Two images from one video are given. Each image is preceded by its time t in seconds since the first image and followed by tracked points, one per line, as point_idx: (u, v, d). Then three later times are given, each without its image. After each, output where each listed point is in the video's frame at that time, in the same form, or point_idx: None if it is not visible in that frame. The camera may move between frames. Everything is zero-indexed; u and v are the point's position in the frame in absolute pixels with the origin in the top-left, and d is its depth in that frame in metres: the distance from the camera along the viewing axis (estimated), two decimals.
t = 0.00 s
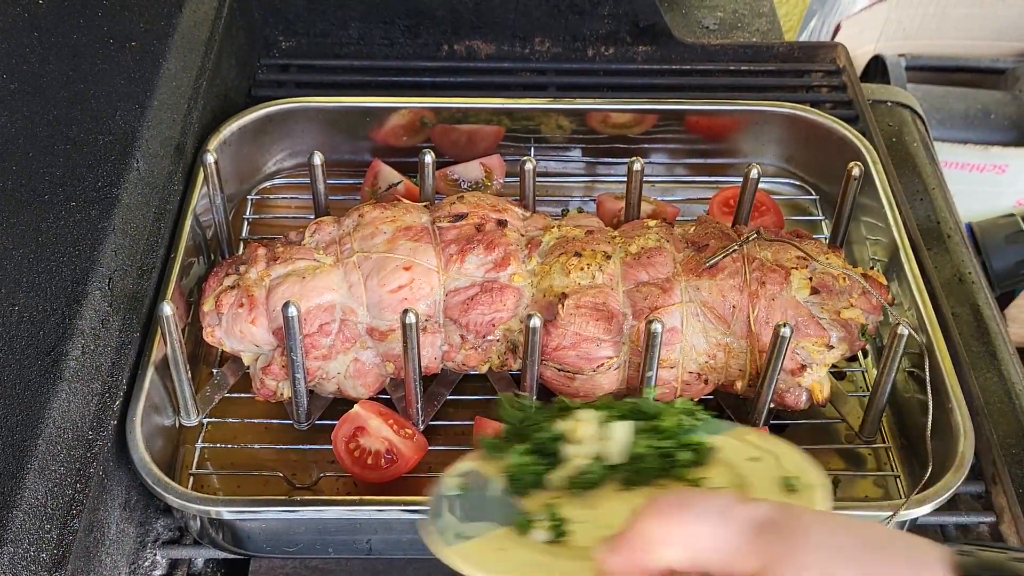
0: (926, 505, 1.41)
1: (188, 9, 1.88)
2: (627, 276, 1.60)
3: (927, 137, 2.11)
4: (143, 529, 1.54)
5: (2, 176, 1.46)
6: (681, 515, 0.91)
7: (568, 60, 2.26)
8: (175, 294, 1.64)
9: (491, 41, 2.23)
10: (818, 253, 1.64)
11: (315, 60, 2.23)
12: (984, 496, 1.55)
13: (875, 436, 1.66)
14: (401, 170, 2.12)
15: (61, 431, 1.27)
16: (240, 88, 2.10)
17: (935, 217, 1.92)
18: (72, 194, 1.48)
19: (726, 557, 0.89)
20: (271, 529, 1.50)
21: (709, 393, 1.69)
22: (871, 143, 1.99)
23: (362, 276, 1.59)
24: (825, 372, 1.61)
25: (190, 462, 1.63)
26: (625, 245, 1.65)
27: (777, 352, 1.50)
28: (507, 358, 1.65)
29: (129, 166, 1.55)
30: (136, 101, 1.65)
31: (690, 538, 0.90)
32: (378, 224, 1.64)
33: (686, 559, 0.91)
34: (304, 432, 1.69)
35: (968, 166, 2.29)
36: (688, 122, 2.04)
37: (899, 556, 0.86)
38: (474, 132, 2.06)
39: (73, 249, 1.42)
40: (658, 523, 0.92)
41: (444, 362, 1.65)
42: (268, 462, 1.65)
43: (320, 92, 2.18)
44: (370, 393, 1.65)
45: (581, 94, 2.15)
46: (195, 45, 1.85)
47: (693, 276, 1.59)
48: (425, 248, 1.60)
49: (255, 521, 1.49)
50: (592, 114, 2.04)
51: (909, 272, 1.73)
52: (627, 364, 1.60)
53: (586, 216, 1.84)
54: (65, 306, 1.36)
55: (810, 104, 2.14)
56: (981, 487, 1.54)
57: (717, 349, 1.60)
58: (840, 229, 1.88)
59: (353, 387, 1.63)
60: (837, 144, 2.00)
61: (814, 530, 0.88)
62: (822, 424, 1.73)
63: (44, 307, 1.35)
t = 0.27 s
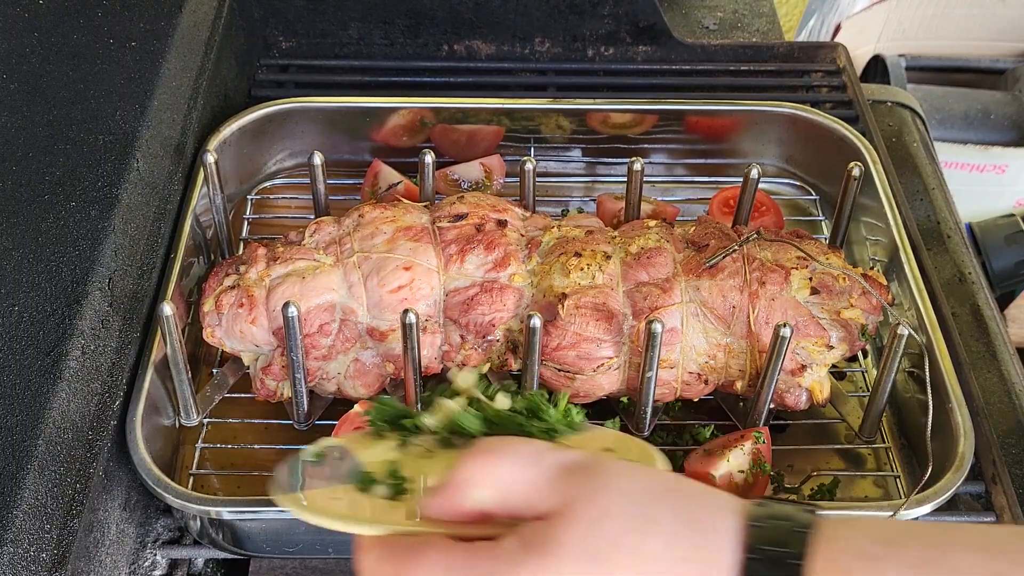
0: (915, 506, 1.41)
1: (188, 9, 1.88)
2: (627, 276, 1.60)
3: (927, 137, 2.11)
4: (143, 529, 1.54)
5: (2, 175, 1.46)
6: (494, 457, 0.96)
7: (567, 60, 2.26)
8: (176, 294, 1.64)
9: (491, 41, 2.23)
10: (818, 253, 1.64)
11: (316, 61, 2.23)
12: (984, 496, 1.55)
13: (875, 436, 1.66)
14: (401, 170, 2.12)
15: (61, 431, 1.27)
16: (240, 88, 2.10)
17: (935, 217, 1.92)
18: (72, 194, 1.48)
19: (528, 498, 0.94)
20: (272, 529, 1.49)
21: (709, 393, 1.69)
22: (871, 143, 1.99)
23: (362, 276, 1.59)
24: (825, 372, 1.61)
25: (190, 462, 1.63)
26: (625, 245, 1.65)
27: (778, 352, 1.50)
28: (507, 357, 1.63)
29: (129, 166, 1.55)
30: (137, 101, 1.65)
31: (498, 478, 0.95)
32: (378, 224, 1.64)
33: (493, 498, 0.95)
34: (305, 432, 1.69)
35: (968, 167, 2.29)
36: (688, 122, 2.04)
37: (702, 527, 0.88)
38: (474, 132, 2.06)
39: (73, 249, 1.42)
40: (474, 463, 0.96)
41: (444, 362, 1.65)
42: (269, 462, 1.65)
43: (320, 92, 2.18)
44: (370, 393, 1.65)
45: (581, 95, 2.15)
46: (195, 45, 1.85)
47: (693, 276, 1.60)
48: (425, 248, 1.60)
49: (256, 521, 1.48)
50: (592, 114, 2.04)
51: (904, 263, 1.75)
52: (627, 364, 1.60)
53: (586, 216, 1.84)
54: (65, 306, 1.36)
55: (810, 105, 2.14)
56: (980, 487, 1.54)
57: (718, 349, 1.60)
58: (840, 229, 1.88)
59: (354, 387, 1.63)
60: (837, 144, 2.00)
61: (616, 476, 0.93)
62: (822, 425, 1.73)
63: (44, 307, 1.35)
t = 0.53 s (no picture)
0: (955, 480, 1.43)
1: (188, 8, 1.88)
2: (627, 276, 1.60)
3: (927, 137, 2.11)
4: (143, 529, 1.55)
5: (2, 175, 1.46)
6: (347, 419, 1.05)
7: (568, 60, 2.26)
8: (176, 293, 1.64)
9: (492, 41, 2.23)
10: (818, 253, 1.64)
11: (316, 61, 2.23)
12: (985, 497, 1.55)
13: (875, 435, 1.66)
14: (401, 170, 2.12)
15: (61, 431, 1.27)
16: (241, 88, 2.11)
17: (935, 217, 1.92)
18: (72, 194, 1.48)
19: (369, 463, 1.02)
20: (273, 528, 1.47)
21: (710, 393, 1.69)
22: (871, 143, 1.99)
23: (361, 276, 1.59)
24: (825, 372, 1.61)
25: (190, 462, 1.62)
26: (624, 245, 1.65)
27: (778, 353, 1.50)
28: (507, 357, 1.63)
29: (129, 166, 1.55)
30: (137, 101, 1.65)
31: (346, 437, 1.03)
32: (378, 224, 1.64)
33: (340, 458, 1.03)
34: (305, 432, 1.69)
35: (968, 167, 2.30)
36: (688, 122, 2.04)
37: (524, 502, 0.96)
38: (474, 132, 2.06)
39: (73, 249, 1.42)
40: (324, 424, 1.05)
41: (444, 362, 1.65)
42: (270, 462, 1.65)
43: (320, 92, 2.18)
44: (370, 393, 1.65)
45: (582, 95, 2.15)
46: (195, 45, 1.85)
47: (693, 276, 1.60)
48: (425, 248, 1.60)
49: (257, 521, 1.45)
50: (593, 114, 2.04)
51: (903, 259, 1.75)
52: (628, 364, 1.60)
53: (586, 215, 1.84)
54: (66, 306, 1.36)
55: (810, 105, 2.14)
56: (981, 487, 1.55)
57: (718, 348, 1.60)
58: (840, 229, 1.88)
59: (354, 386, 1.63)
60: (837, 144, 2.00)
61: (459, 436, 1.01)
62: (823, 425, 1.73)
63: (44, 306, 1.35)
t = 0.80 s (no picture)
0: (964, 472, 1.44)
1: (188, 8, 1.88)
2: (627, 276, 1.60)
3: (927, 137, 2.11)
4: (143, 529, 1.55)
5: (3, 174, 1.46)
6: (540, 345, 0.95)
7: (568, 60, 2.26)
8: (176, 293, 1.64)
9: (492, 41, 2.23)
10: (818, 252, 1.64)
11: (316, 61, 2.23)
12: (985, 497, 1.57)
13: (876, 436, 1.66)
14: (402, 169, 2.13)
15: (61, 431, 1.27)
16: (241, 88, 2.11)
17: (935, 217, 1.92)
18: (72, 194, 1.48)
19: (567, 390, 0.92)
20: (272, 529, 1.49)
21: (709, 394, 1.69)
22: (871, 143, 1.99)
23: (362, 276, 1.59)
24: (825, 372, 1.62)
25: (190, 462, 1.63)
26: (625, 245, 1.65)
27: (778, 353, 1.50)
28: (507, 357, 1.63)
29: (129, 166, 1.56)
30: (137, 101, 1.65)
31: (546, 359, 0.93)
32: (378, 224, 1.64)
33: (537, 378, 0.93)
34: (305, 432, 1.69)
35: (969, 167, 2.30)
36: (688, 122, 2.04)
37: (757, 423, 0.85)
38: (474, 132, 2.06)
39: (73, 249, 1.42)
40: (524, 347, 0.95)
41: (444, 361, 1.65)
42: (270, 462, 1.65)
43: (320, 92, 2.18)
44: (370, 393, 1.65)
45: (582, 94, 2.15)
46: (195, 45, 1.85)
47: (693, 276, 1.60)
48: (425, 247, 1.60)
49: (256, 521, 1.47)
50: (592, 114, 2.04)
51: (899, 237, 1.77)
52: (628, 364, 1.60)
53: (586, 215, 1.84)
54: (66, 305, 1.36)
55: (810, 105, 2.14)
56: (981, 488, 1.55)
57: (718, 348, 1.60)
58: (841, 229, 1.88)
59: (354, 386, 1.63)
60: (837, 143, 2.00)
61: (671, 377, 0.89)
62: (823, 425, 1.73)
63: (44, 306, 1.35)
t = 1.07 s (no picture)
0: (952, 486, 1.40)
1: (188, 8, 1.88)
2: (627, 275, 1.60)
3: (927, 136, 2.11)
4: (144, 529, 1.55)
5: (3, 174, 1.45)
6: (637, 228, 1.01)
7: (568, 60, 2.26)
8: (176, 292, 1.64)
9: (492, 41, 2.23)
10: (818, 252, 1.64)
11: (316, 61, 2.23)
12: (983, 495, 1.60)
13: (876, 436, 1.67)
14: (402, 169, 2.13)
15: (61, 430, 1.27)
16: (240, 88, 2.11)
17: (936, 217, 1.93)
18: (72, 194, 1.48)
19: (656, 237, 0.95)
20: (272, 528, 1.50)
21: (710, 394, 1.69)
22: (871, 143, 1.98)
23: (362, 276, 1.59)
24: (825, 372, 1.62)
25: (190, 462, 1.63)
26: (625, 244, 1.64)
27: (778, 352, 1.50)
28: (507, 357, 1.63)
29: (128, 166, 1.56)
30: (137, 101, 1.65)
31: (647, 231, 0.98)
32: (378, 223, 1.64)
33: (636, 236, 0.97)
34: (305, 432, 1.69)
35: (969, 167, 2.32)
36: (687, 122, 2.04)
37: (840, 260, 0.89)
38: (474, 132, 2.06)
39: (73, 249, 1.42)
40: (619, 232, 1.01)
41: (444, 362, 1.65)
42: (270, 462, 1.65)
43: (320, 91, 2.18)
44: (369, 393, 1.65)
45: (582, 94, 2.15)
46: (195, 44, 1.85)
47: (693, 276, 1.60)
48: (425, 247, 1.60)
49: (256, 521, 1.48)
50: (592, 114, 2.04)
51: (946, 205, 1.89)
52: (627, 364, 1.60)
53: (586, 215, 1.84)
54: (66, 305, 1.36)
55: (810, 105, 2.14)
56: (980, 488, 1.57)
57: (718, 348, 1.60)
58: (841, 229, 1.88)
59: (354, 386, 1.63)
60: (836, 143, 2.00)
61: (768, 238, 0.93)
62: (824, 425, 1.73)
63: (45, 306, 1.34)
